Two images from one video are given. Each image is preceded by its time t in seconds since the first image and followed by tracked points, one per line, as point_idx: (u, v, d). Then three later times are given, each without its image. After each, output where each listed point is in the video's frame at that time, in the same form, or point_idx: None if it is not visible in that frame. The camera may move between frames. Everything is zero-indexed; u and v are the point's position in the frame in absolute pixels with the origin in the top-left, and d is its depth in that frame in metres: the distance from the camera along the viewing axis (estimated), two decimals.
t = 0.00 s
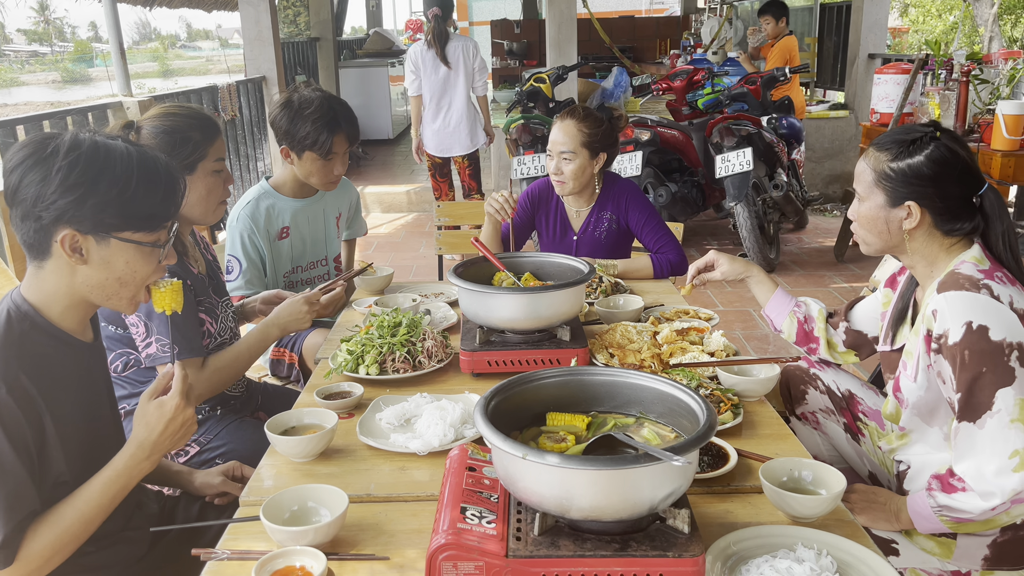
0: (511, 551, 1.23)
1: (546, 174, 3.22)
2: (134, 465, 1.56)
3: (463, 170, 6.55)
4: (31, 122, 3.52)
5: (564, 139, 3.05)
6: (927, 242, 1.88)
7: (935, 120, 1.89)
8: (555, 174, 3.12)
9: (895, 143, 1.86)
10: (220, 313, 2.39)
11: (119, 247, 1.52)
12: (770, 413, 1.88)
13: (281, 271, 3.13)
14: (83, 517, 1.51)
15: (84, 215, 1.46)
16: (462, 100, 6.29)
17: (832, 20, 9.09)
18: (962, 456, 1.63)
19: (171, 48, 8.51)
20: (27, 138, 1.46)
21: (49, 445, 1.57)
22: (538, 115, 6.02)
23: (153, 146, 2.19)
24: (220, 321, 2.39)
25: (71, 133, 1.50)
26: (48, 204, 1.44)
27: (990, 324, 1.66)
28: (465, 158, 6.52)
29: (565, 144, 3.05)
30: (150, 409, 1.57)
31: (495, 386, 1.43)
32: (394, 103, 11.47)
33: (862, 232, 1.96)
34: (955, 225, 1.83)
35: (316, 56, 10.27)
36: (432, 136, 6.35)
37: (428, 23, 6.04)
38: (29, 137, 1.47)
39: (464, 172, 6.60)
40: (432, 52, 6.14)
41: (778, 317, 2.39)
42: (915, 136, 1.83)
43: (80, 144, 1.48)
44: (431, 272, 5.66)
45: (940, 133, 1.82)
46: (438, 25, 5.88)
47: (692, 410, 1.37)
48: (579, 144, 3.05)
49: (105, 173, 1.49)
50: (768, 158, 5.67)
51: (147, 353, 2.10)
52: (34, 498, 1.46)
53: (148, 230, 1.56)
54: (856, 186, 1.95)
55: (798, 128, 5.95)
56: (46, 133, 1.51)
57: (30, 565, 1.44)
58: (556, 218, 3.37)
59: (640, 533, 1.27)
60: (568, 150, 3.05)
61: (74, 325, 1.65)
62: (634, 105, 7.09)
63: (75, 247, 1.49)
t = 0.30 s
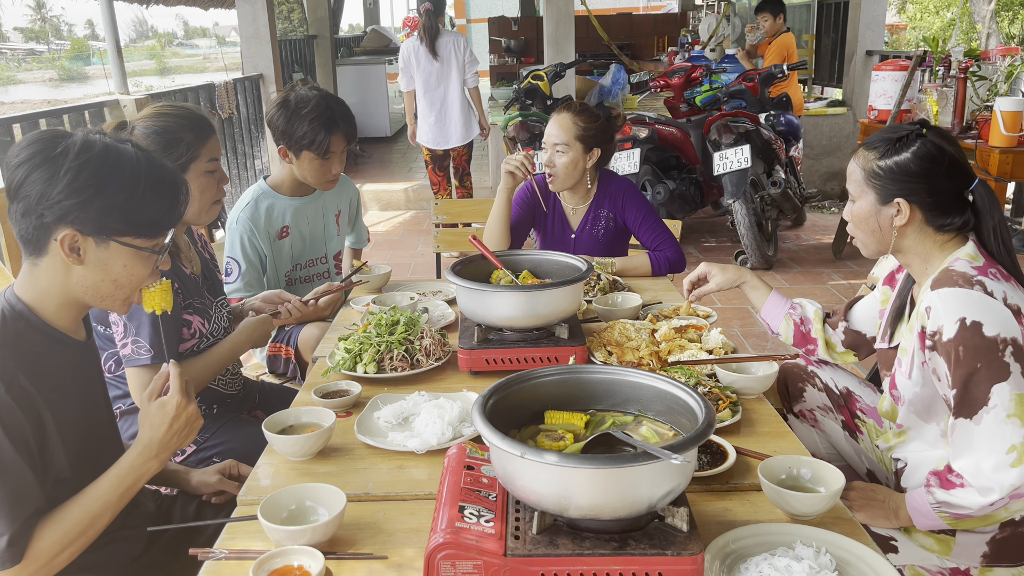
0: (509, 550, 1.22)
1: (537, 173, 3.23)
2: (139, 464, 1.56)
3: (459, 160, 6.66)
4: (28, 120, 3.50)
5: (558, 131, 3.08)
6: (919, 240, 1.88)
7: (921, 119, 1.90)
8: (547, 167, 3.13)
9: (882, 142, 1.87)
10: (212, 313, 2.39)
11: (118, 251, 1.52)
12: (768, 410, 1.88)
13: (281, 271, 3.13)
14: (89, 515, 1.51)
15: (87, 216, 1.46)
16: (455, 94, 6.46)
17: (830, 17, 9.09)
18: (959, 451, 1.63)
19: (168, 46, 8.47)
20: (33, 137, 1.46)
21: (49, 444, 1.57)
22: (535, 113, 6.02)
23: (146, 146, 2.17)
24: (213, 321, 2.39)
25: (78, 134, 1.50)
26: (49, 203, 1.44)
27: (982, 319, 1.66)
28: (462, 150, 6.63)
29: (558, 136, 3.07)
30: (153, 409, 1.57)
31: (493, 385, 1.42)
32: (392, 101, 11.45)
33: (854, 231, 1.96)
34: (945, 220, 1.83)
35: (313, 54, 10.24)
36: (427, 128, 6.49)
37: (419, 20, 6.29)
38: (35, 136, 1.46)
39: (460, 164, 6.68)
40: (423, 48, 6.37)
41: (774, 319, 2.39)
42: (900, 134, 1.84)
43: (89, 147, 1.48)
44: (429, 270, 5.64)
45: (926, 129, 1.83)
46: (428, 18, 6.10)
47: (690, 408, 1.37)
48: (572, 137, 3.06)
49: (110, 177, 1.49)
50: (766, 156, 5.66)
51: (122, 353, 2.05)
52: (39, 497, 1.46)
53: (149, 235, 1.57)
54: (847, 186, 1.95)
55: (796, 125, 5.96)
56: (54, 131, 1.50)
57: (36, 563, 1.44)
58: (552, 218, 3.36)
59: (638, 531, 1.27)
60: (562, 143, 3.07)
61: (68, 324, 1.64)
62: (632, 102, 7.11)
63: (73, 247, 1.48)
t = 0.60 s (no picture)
0: (507, 547, 1.22)
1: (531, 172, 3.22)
2: (148, 462, 1.58)
3: (457, 152, 6.77)
4: (23, 118, 3.49)
5: (548, 131, 3.07)
6: (916, 237, 1.88)
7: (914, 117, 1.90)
8: (539, 167, 3.13)
9: (876, 140, 1.87)
10: (207, 312, 2.39)
11: (112, 252, 1.51)
12: (766, 407, 1.88)
13: (278, 270, 3.12)
14: (97, 510, 1.51)
15: (81, 216, 1.45)
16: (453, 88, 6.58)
17: (828, 14, 9.08)
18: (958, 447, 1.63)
19: (165, 44, 8.44)
20: (30, 136, 1.45)
21: (47, 441, 1.56)
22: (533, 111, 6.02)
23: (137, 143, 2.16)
24: (208, 320, 2.39)
25: (77, 134, 1.49)
26: (44, 202, 1.43)
27: (979, 316, 1.66)
28: (458, 142, 6.75)
29: (549, 136, 3.07)
30: (159, 406, 1.58)
31: (491, 382, 1.42)
32: (389, 98, 11.42)
33: (851, 229, 1.96)
34: (941, 217, 1.82)
35: (310, 51, 10.23)
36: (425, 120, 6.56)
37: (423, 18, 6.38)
38: (32, 134, 1.45)
39: (457, 157, 6.78)
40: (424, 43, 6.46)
41: (768, 322, 2.40)
42: (894, 132, 1.84)
43: (87, 148, 1.47)
44: (427, 268, 5.63)
45: (920, 128, 1.83)
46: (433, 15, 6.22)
47: (688, 405, 1.37)
48: (563, 135, 3.06)
49: (107, 178, 1.48)
50: (764, 153, 5.65)
51: (116, 354, 2.04)
52: (41, 494, 1.45)
53: (143, 236, 1.56)
54: (843, 185, 1.95)
55: (794, 122, 5.96)
56: (51, 129, 1.49)
57: (44, 559, 1.43)
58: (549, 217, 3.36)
59: (637, 529, 1.26)
60: (553, 142, 3.07)
61: (61, 323, 1.63)
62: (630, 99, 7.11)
63: (67, 247, 1.47)
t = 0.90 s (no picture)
0: (507, 545, 1.22)
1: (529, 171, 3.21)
2: (156, 454, 1.60)
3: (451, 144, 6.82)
4: (21, 116, 3.48)
5: (541, 136, 3.05)
6: (913, 235, 1.88)
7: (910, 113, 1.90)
8: (537, 173, 3.12)
9: (873, 138, 1.87)
10: (203, 311, 2.38)
11: (109, 250, 1.52)
12: (766, 404, 1.88)
13: (278, 268, 3.12)
14: (107, 503, 1.51)
15: (74, 219, 1.45)
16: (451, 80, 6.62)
17: (826, 11, 9.07)
18: (957, 445, 1.63)
19: (163, 41, 8.42)
20: (8, 139, 1.40)
21: (48, 436, 1.55)
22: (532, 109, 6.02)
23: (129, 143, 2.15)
24: (204, 319, 2.38)
25: (54, 133, 1.45)
26: (34, 208, 1.41)
27: (977, 313, 1.66)
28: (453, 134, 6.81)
29: (543, 142, 3.04)
30: (165, 400, 1.62)
31: (490, 379, 1.41)
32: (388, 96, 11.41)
33: (848, 227, 1.96)
34: (938, 214, 1.82)
35: (308, 48, 10.21)
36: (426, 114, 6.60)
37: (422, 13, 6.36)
38: (9, 137, 1.41)
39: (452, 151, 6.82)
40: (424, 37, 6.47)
41: (766, 322, 2.40)
42: (890, 130, 1.83)
43: (68, 148, 1.44)
44: (426, 265, 5.63)
45: (915, 124, 1.83)
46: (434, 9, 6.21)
47: (687, 402, 1.37)
48: (557, 139, 3.04)
49: (95, 180, 1.47)
50: (763, 150, 5.65)
51: (104, 353, 2.05)
52: (47, 490, 1.44)
53: (137, 233, 1.57)
54: (840, 183, 1.95)
55: (792, 119, 5.97)
56: (26, 131, 1.44)
57: (55, 555, 1.44)
58: (547, 215, 3.36)
59: (636, 526, 1.26)
60: (547, 147, 3.04)
61: (58, 320, 1.63)
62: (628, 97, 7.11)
63: (62, 250, 1.48)
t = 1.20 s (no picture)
0: (506, 541, 1.22)
1: (528, 169, 3.21)
2: (159, 450, 1.60)
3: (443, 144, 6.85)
4: (18, 113, 3.47)
5: (538, 135, 3.04)
6: (911, 232, 1.88)
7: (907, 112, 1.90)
8: (536, 171, 3.11)
9: (870, 136, 1.87)
10: (201, 307, 2.38)
11: (104, 250, 1.52)
12: (764, 401, 1.88)
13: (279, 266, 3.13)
14: (110, 498, 1.52)
15: (69, 217, 1.45)
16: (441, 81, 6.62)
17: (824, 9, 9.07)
18: (957, 442, 1.63)
19: (161, 39, 8.40)
20: (6, 137, 1.41)
21: (48, 431, 1.55)
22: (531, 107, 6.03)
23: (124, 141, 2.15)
24: (201, 316, 2.38)
25: (54, 131, 1.46)
26: (30, 206, 1.41)
27: (976, 310, 1.66)
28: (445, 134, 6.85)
29: (540, 140, 3.04)
30: (166, 395, 1.62)
31: (488, 376, 1.41)
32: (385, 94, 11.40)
33: (845, 225, 1.96)
34: (936, 211, 1.83)
35: (306, 46, 10.21)
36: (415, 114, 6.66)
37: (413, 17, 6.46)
38: (8, 135, 1.41)
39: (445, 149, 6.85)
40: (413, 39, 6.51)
41: (767, 314, 2.39)
42: (888, 127, 1.84)
43: (66, 145, 1.44)
44: (424, 263, 5.63)
45: (913, 122, 1.83)
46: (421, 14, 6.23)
47: (687, 398, 1.37)
48: (555, 138, 3.03)
49: (92, 178, 1.46)
50: (761, 148, 5.65)
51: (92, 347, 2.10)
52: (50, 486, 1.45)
53: (133, 231, 1.57)
54: (837, 180, 1.95)
55: (790, 117, 5.95)
56: (25, 128, 1.44)
57: (59, 549, 1.44)
58: (545, 212, 3.35)
59: (636, 522, 1.26)
60: (545, 146, 3.04)
61: (56, 317, 1.63)
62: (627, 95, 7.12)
63: (57, 248, 1.47)
